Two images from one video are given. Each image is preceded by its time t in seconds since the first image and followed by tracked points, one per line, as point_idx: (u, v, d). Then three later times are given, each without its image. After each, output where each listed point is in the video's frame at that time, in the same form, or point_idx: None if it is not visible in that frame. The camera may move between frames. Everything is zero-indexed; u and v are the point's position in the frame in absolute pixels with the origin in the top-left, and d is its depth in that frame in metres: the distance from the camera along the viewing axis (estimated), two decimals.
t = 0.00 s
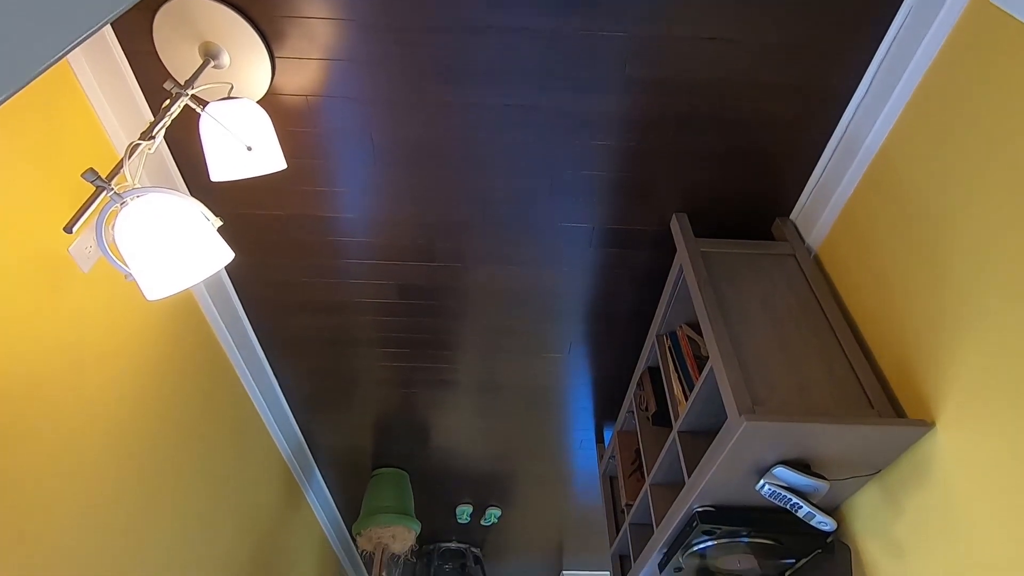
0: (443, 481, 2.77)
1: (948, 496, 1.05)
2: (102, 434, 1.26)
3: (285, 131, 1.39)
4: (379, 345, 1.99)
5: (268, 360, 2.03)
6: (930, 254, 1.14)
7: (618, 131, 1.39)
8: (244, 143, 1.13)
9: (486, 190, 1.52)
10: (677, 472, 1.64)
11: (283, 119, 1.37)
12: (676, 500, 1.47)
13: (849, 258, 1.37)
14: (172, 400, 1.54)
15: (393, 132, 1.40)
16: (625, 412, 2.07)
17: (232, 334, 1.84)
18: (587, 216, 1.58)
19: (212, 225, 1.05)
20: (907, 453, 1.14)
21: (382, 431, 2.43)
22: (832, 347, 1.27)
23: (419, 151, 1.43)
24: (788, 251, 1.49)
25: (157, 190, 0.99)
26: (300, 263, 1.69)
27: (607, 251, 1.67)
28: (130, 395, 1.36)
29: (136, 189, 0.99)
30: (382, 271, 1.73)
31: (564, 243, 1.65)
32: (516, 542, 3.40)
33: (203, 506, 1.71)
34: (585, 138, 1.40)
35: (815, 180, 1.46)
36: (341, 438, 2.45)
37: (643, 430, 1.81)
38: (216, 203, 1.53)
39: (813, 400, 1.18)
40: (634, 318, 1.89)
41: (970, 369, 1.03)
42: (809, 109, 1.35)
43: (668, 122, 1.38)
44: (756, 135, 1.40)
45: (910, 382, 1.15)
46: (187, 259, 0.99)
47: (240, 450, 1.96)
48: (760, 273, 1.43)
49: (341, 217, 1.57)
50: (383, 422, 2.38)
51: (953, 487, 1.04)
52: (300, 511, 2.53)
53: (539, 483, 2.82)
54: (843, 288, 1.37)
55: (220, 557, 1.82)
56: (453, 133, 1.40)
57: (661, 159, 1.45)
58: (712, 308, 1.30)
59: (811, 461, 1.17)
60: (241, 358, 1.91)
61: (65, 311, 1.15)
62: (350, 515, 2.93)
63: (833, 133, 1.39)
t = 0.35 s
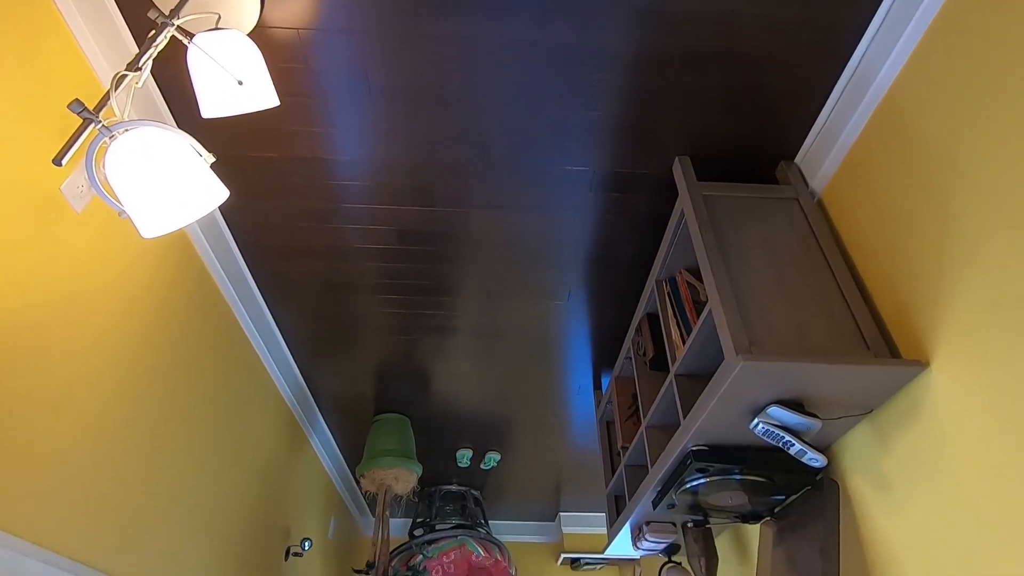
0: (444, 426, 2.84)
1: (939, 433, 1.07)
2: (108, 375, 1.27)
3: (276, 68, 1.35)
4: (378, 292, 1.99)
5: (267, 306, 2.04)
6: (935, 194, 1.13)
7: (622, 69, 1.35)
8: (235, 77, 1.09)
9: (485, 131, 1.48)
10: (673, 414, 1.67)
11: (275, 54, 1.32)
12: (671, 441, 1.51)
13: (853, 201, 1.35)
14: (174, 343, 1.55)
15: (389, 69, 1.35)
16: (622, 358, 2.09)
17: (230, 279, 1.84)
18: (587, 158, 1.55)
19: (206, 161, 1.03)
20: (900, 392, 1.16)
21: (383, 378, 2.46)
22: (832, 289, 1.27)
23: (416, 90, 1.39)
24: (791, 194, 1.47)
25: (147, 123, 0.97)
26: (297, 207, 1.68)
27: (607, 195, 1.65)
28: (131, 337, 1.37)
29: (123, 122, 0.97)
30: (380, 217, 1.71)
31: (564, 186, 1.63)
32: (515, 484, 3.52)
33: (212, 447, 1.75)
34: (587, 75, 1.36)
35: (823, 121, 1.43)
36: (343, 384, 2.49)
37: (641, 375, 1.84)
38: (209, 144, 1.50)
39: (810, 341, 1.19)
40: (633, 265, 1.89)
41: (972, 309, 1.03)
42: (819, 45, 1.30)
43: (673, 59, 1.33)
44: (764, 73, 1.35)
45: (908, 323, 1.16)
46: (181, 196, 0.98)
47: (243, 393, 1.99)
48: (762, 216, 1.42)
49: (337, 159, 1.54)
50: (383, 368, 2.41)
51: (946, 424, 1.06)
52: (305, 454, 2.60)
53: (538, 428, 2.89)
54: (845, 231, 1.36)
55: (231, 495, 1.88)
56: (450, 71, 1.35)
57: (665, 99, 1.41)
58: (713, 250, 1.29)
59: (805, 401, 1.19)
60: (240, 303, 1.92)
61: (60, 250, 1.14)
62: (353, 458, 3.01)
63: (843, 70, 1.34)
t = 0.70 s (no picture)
0: (443, 377, 2.88)
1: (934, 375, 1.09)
2: (104, 319, 1.28)
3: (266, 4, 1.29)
4: (376, 241, 1.98)
5: (265, 256, 2.03)
6: (942, 135, 1.11)
7: (625, 3, 1.30)
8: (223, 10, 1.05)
9: (484, 73, 1.44)
10: (670, 362, 1.69)
11: None
12: (668, 387, 1.53)
13: (859, 145, 1.33)
14: (171, 291, 1.55)
15: (383, 5, 1.30)
16: (621, 309, 2.10)
17: (227, 227, 1.83)
18: (589, 102, 1.51)
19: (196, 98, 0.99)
20: (897, 335, 1.17)
21: (382, 329, 2.48)
22: (834, 235, 1.26)
23: (412, 27, 1.34)
24: (797, 139, 1.45)
25: (134, 56, 0.93)
26: (292, 153, 1.65)
27: (608, 141, 1.62)
28: (126, 283, 1.36)
29: (108, 54, 0.93)
30: (377, 163, 1.68)
31: (564, 132, 1.59)
32: (514, 434, 3.59)
33: (212, 394, 1.77)
34: (591, 12, 1.31)
35: (832, 62, 1.39)
36: (342, 335, 2.51)
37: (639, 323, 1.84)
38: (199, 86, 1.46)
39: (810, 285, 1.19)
40: (633, 214, 1.87)
41: (974, 252, 1.02)
42: None
43: None
44: (773, 9, 1.30)
45: (909, 267, 1.16)
46: (173, 135, 0.96)
47: (243, 343, 2.00)
48: (766, 160, 1.39)
49: (332, 103, 1.50)
50: (383, 319, 2.42)
51: (942, 366, 1.07)
52: (307, 403, 2.65)
53: (536, 379, 2.93)
54: (850, 176, 1.34)
55: (234, 441, 1.93)
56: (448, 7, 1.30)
57: (671, 37, 1.36)
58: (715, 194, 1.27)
59: (802, 345, 1.20)
60: (237, 252, 1.91)
61: (50, 192, 1.12)
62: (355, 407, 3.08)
63: (856, 7, 1.30)
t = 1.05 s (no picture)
0: (443, 333, 2.90)
1: (933, 323, 1.09)
2: (100, 271, 1.28)
3: None
4: (375, 196, 1.96)
5: (263, 211, 2.01)
6: (952, 80, 1.08)
7: None
8: None
9: (482, 18, 1.39)
10: (670, 316, 1.70)
11: None
12: (667, 339, 1.54)
13: (867, 92, 1.29)
14: (168, 245, 1.55)
15: None
16: (621, 264, 2.10)
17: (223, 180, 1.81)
18: (590, 48, 1.47)
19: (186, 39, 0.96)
20: (898, 285, 1.17)
21: (382, 285, 2.48)
22: (839, 184, 1.25)
23: None
24: (804, 87, 1.41)
25: None
26: (287, 104, 1.61)
27: (611, 90, 1.58)
28: (123, 236, 1.36)
29: None
30: (375, 114, 1.64)
31: (565, 81, 1.55)
32: (514, 391, 3.65)
33: (214, 348, 1.79)
34: None
35: (844, 5, 1.34)
36: (343, 291, 2.51)
37: (640, 277, 1.84)
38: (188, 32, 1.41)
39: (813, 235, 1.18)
40: (635, 167, 1.85)
41: (979, 200, 1.01)
42: None
43: None
44: None
45: (913, 217, 1.15)
46: (165, 77, 0.93)
47: (244, 298, 2.01)
48: (772, 109, 1.36)
49: (326, 50, 1.46)
50: (383, 276, 2.42)
51: (941, 314, 1.07)
52: (309, 359, 2.68)
53: (536, 336, 2.95)
54: (856, 125, 1.32)
55: (238, 394, 1.96)
56: None
57: None
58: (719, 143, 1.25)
59: (802, 295, 1.20)
60: (234, 206, 1.89)
61: (42, 141, 1.10)
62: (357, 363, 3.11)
63: None
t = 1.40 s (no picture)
0: (442, 293, 2.90)
1: (931, 273, 1.09)
2: (93, 224, 1.26)
3: None
4: (371, 151, 1.92)
5: (257, 167, 1.98)
6: (965, 23, 1.04)
7: None
8: None
9: None
10: (669, 272, 1.69)
11: None
12: (666, 294, 1.54)
13: (876, 38, 1.25)
14: (162, 200, 1.53)
15: None
16: (621, 221, 2.08)
17: (216, 134, 1.77)
18: None
19: None
20: (899, 236, 1.16)
21: (380, 244, 2.46)
22: (844, 133, 1.22)
23: None
24: (811, 34, 1.37)
25: None
26: (278, 53, 1.57)
27: (612, 40, 1.54)
28: (116, 189, 1.34)
29: None
30: (369, 64, 1.60)
31: (565, 30, 1.50)
32: (513, 351, 3.68)
33: (212, 305, 1.79)
34: None
35: None
36: (340, 250, 2.50)
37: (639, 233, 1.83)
38: None
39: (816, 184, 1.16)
40: (636, 121, 1.81)
41: (983, 147, 0.99)
42: None
43: None
44: None
45: (918, 166, 1.13)
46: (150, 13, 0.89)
47: (241, 255, 2.00)
48: (778, 56, 1.32)
49: None
50: (380, 234, 2.40)
51: (940, 264, 1.07)
52: (308, 319, 2.68)
53: (534, 296, 2.95)
54: (864, 73, 1.28)
55: (237, 351, 1.97)
56: None
57: None
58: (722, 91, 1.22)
59: (802, 247, 1.19)
60: (228, 162, 1.86)
61: (26, 89, 1.07)
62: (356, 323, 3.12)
63: None
